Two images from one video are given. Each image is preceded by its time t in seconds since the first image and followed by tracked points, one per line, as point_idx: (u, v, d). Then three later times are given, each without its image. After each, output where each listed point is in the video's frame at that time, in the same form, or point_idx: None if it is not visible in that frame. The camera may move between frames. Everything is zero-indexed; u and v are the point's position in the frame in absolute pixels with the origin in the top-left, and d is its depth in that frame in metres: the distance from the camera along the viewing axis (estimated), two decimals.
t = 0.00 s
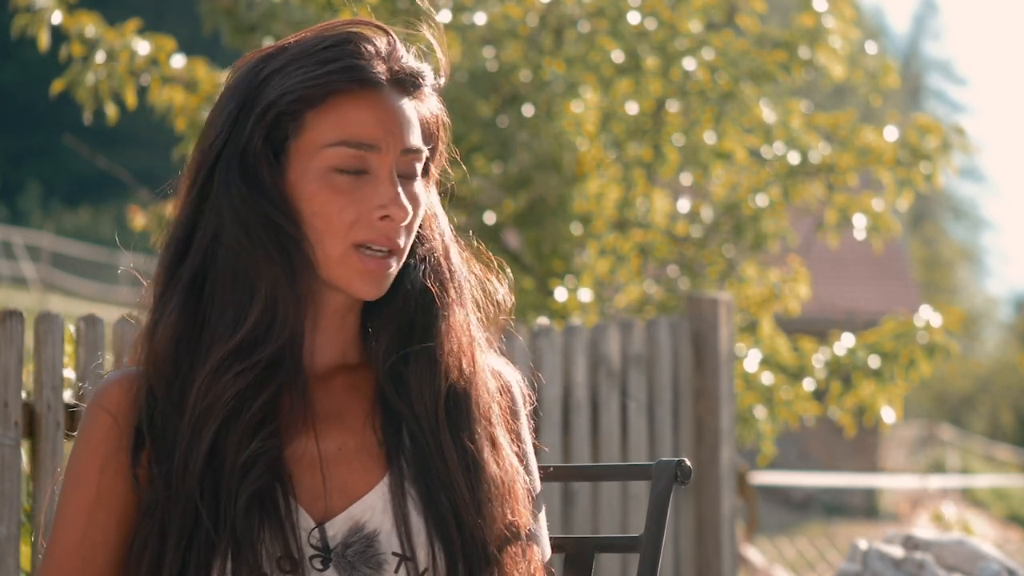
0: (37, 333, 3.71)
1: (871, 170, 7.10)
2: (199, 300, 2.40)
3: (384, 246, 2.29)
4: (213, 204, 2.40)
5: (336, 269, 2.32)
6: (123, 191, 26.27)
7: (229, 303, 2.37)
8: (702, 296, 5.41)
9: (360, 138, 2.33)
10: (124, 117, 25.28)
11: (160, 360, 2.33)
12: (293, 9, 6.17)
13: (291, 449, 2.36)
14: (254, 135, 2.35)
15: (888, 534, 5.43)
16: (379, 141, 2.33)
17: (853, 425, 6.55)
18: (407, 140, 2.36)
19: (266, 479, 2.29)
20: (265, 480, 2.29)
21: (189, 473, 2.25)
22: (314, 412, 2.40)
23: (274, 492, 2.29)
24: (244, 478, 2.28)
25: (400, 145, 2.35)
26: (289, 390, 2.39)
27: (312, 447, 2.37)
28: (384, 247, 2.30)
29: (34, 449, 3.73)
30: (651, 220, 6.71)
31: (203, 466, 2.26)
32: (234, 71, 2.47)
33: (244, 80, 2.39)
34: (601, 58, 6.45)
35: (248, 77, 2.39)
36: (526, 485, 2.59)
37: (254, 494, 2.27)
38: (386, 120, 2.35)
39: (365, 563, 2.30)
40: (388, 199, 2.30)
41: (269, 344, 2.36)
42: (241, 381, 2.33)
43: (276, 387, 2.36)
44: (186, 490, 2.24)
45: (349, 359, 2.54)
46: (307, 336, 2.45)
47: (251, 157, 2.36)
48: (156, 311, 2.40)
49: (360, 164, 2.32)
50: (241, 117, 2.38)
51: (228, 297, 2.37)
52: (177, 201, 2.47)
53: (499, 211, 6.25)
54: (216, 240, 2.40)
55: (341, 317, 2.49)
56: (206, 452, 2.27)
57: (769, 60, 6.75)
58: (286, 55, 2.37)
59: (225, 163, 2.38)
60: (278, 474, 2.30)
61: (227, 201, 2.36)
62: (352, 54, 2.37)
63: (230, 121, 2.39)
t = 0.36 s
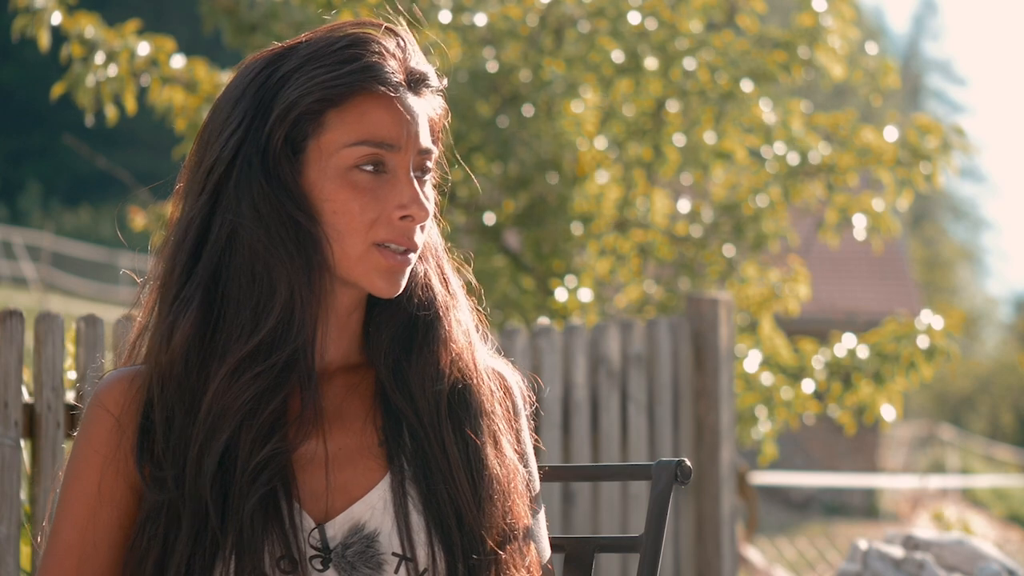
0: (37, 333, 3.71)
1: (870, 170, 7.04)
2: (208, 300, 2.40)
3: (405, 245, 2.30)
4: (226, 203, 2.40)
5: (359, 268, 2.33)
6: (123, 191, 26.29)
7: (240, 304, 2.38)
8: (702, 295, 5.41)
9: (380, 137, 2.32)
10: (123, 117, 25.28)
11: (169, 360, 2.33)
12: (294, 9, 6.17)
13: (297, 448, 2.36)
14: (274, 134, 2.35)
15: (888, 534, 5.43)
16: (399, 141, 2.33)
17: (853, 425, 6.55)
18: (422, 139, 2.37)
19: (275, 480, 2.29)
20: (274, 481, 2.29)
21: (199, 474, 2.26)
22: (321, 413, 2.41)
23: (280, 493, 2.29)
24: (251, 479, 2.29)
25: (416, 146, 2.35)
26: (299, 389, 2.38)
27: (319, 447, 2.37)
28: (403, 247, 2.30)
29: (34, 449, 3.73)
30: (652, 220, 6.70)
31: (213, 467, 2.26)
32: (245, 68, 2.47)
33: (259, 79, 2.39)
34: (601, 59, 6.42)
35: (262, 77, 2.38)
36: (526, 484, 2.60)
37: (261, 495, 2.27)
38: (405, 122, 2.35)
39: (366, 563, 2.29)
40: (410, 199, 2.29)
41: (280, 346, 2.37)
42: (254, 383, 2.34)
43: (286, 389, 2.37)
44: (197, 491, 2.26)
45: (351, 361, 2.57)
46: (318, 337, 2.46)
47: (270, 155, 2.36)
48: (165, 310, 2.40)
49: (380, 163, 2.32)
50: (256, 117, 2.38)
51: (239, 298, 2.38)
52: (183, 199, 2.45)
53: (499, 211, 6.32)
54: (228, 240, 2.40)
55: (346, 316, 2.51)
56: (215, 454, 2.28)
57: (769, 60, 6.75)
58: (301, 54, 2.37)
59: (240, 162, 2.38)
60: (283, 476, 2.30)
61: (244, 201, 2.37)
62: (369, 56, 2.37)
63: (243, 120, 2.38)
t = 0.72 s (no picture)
0: (37, 333, 3.71)
1: (870, 170, 7.06)
2: (213, 301, 2.40)
3: (412, 250, 2.29)
4: (232, 204, 2.40)
5: (364, 272, 2.32)
6: (123, 190, 26.30)
7: (244, 305, 2.38)
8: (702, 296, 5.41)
9: (389, 142, 2.32)
10: (124, 117, 25.30)
11: (174, 361, 2.33)
12: (294, 9, 6.18)
13: (300, 450, 2.36)
14: (282, 136, 2.35)
15: (888, 534, 5.43)
16: (408, 147, 2.33)
17: (853, 425, 6.55)
18: (431, 143, 2.38)
19: (277, 482, 2.30)
20: (275, 483, 2.30)
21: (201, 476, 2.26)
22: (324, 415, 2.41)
23: (281, 493, 2.29)
24: (254, 481, 2.29)
25: (425, 151, 2.35)
26: (303, 391, 2.38)
27: (321, 450, 2.38)
28: (409, 252, 2.30)
29: (34, 449, 3.73)
30: (651, 220, 6.71)
31: (216, 469, 2.27)
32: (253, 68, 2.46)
33: (271, 79, 2.38)
34: (600, 59, 6.38)
35: (272, 78, 2.38)
36: (526, 487, 2.61)
37: (263, 497, 2.27)
38: (414, 127, 2.35)
39: (366, 565, 2.29)
40: (418, 204, 2.30)
41: (285, 348, 2.37)
42: (258, 385, 2.34)
43: (290, 392, 2.37)
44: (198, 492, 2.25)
45: (354, 363, 2.57)
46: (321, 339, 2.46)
47: (277, 157, 2.36)
48: (171, 310, 2.40)
49: (388, 167, 2.32)
50: (264, 118, 2.38)
51: (245, 300, 2.38)
52: (189, 198, 2.45)
53: (500, 211, 6.39)
54: (234, 241, 2.40)
55: (352, 318, 2.51)
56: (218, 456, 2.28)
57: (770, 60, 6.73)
58: (312, 56, 2.37)
59: (246, 163, 2.38)
60: (285, 478, 2.31)
61: (251, 203, 2.37)
62: (381, 60, 2.37)
63: (251, 121, 2.38)
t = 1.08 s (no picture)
0: (37, 333, 3.71)
1: (871, 170, 7.06)
2: (210, 303, 2.40)
3: (408, 250, 2.29)
4: (229, 206, 2.40)
5: (362, 273, 2.32)
6: (123, 190, 26.30)
7: (241, 307, 2.38)
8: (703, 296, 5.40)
9: (385, 143, 2.32)
10: (124, 116, 25.31)
11: (170, 364, 2.33)
12: (294, 9, 6.17)
13: (297, 451, 2.36)
14: (278, 138, 2.35)
15: (888, 534, 5.43)
16: (404, 147, 2.33)
17: (853, 425, 6.54)
18: (427, 143, 2.37)
19: (274, 483, 2.30)
20: (273, 484, 2.30)
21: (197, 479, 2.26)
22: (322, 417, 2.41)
23: (279, 495, 2.29)
24: (251, 483, 2.29)
25: (421, 151, 2.35)
26: (299, 392, 2.38)
27: (317, 451, 2.38)
28: (407, 252, 2.30)
29: (34, 449, 3.73)
30: (651, 220, 6.70)
31: (213, 471, 2.27)
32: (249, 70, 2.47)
33: (266, 81, 2.38)
34: (601, 59, 6.38)
35: (266, 80, 2.38)
36: (525, 487, 2.61)
37: (261, 499, 2.28)
38: (410, 127, 2.35)
39: (365, 566, 2.29)
40: (415, 204, 2.29)
41: (282, 349, 2.37)
42: (253, 386, 2.34)
43: (287, 394, 2.37)
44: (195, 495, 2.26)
45: (352, 364, 2.57)
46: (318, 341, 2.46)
47: (273, 159, 2.36)
48: (168, 313, 2.40)
49: (385, 168, 2.32)
50: (260, 120, 2.37)
51: (241, 302, 2.38)
52: (186, 200, 2.45)
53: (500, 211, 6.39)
54: (230, 243, 2.40)
55: (349, 319, 2.51)
56: (215, 459, 2.29)
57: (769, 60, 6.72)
58: (307, 58, 2.37)
59: (242, 165, 2.38)
60: (283, 480, 2.31)
61: (247, 205, 2.37)
62: (376, 61, 2.37)
63: (247, 124, 2.38)
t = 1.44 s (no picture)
0: (37, 333, 3.71)
1: (871, 170, 7.07)
2: (211, 302, 2.40)
3: (406, 250, 2.29)
4: (227, 206, 2.40)
5: (360, 271, 2.32)
6: (123, 190, 26.29)
7: (240, 305, 2.38)
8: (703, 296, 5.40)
9: (382, 142, 2.32)
10: (124, 116, 25.31)
11: (170, 363, 2.33)
12: (294, 9, 6.18)
13: (296, 451, 2.37)
14: (276, 137, 2.35)
15: (888, 534, 5.43)
16: (401, 146, 2.33)
17: (853, 425, 6.55)
18: (426, 142, 2.37)
19: (273, 482, 2.30)
20: (272, 483, 2.30)
21: (198, 478, 2.27)
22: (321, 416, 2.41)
23: (278, 494, 2.30)
24: (251, 482, 2.30)
25: (420, 151, 2.35)
26: (299, 392, 2.38)
27: (316, 451, 2.38)
28: (405, 252, 2.30)
29: (34, 449, 3.73)
30: (651, 220, 6.69)
31: (213, 471, 2.27)
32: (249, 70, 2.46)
33: (264, 80, 2.38)
34: (600, 59, 6.40)
35: (265, 79, 2.38)
36: (526, 487, 2.61)
37: (260, 498, 2.28)
38: (407, 127, 2.35)
39: (365, 567, 2.30)
40: (413, 204, 2.30)
41: (281, 348, 2.37)
42: (253, 385, 2.33)
43: (288, 393, 2.37)
44: (195, 494, 2.26)
45: (352, 364, 2.57)
46: (317, 340, 2.46)
47: (271, 158, 2.36)
48: (167, 312, 2.40)
49: (383, 167, 2.32)
50: (257, 118, 2.38)
51: (240, 302, 2.38)
52: (185, 199, 2.45)
53: (500, 211, 6.38)
54: (230, 243, 2.40)
55: (349, 318, 2.51)
56: (214, 458, 2.29)
57: (768, 60, 6.74)
58: (306, 56, 2.37)
59: (241, 164, 2.38)
60: (283, 479, 2.31)
61: (246, 204, 2.37)
62: (373, 61, 2.37)
63: (246, 122, 2.38)
